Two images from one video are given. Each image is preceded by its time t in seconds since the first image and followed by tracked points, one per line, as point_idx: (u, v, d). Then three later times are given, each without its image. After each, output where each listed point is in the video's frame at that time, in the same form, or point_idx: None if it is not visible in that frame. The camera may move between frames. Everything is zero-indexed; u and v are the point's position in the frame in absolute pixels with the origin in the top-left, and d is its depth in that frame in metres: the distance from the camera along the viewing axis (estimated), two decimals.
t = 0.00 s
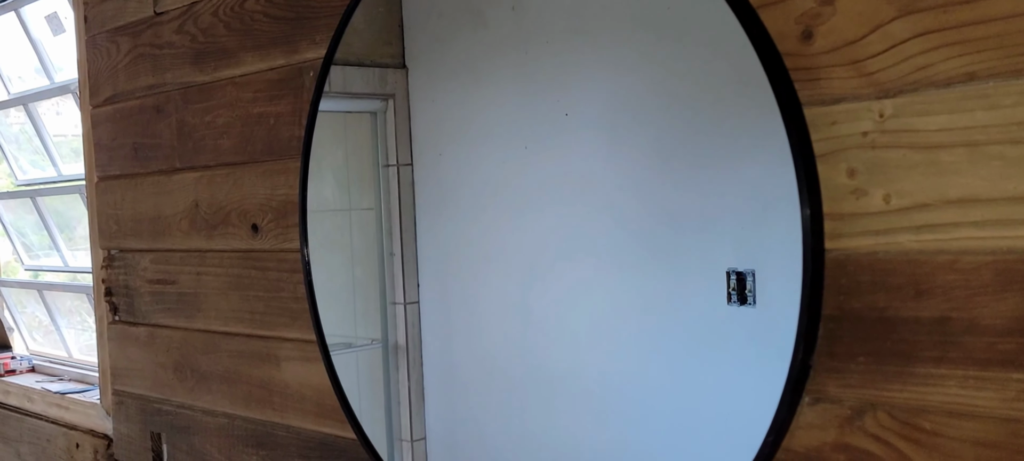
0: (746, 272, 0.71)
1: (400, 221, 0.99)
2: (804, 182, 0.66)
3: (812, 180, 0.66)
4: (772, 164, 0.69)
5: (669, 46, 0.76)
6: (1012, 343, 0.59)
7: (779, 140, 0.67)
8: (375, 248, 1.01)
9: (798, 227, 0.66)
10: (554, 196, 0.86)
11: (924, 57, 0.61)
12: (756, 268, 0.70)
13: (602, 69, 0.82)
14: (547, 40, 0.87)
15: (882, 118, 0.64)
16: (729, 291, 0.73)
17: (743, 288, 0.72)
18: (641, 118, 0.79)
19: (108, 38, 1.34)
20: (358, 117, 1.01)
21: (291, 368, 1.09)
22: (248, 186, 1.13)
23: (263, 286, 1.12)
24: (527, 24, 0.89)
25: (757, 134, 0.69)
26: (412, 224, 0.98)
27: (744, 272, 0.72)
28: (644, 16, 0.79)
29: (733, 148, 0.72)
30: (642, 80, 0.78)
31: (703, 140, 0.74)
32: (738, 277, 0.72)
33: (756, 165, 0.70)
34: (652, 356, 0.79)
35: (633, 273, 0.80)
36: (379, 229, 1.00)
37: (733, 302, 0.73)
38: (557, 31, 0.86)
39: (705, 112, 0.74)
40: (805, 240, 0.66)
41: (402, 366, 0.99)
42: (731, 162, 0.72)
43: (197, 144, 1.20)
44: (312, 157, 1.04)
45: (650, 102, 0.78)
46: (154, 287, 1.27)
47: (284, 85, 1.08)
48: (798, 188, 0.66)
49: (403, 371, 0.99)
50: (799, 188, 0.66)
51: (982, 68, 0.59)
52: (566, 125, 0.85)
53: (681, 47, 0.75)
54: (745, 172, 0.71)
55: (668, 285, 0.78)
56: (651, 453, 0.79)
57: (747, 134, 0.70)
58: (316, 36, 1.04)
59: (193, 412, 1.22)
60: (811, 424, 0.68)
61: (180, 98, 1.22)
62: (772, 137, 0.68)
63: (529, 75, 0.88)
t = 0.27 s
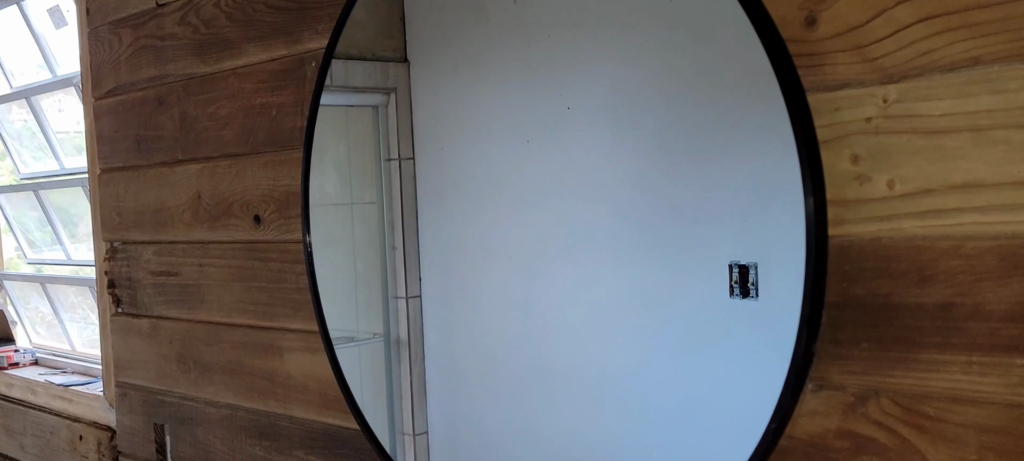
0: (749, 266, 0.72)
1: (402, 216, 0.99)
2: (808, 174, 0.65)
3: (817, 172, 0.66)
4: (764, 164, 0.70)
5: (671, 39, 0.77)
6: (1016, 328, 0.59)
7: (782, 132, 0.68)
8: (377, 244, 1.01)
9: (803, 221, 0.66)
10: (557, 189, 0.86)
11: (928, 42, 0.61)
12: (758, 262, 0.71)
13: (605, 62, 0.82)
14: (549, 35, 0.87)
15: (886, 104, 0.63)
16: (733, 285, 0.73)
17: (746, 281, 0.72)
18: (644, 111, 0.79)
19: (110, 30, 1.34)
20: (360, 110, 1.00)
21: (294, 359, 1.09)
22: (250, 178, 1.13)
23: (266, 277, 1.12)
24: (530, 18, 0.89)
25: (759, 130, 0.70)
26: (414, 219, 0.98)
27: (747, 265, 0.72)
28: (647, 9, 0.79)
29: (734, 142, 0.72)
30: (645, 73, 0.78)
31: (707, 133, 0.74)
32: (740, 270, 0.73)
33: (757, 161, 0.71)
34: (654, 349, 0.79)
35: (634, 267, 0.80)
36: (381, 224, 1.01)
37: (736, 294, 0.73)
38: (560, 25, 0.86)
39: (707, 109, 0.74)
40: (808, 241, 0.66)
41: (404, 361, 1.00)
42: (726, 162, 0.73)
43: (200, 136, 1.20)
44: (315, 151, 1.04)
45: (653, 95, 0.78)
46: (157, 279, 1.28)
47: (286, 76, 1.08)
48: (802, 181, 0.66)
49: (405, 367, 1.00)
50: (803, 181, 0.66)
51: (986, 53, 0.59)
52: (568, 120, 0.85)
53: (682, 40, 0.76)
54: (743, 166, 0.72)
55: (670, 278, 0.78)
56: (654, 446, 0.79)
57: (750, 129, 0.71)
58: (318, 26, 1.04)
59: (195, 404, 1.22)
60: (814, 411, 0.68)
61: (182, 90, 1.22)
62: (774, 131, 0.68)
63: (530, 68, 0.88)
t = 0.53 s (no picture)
0: (751, 258, 0.71)
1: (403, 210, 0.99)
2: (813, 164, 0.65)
3: (821, 163, 0.65)
4: (771, 153, 0.69)
5: (672, 31, 0.76)
6: (1019, 312, 0.59)
7: (787, 122, 0.67)
8: (378, 238, 1.02)
9: (807, 214, 0.66)
10: (557, 183, 0.86)
11: (932, 24, 0.61)
12: (760, 255, 0.70)
13: (606, 55, 0.81)
14: (550, 27, 0.87)
15: (889, 87, 0.63)
16: (733, 278, 0.73)
17: (747, 274, 0.71)
18: (644, 104, 0.78)
19: (111, 21, 1.34)
20: (362, 104, 1.01)
21: (296, 349, 1.09)
22: (252, 167, 1.13)
23: (267, 268, 1.12)
24: (529, 10, 0.89)
25: (761, 122, 0.69)
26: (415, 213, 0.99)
27: (748, 258, 0.71)
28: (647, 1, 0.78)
29: (737, 132, 0.72)
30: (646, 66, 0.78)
31: (710, 123, 0.74)
32: (741, 263, 0.72)
33: (762, 155, 0.70)
34: (654, 343, 0.79)
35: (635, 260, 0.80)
36: (382, 219, 1.01)
37: (737, 288, 0.72)
38: (560, 18, 0.86)
39: (708, 100, 0.74)
40: (811, 234, 0.65)
41: (405, 354, 1.00)
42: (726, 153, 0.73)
43: (201, 126, 1.20)
44: (315, 144, 1.04)
45: (653, 88, 0.78)
46: (159, 270, 1.28)
47: (288, 65, 1.08)
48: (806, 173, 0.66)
49: (407, 360, 1.00)
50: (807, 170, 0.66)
51: (991, 35, 0.59)
52: (568, 113, 0.85)
53: (684, 30, 0.75)
54: (749, 158, 0.71)
55: (671, 271, 0.77)
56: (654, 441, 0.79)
57: (754, 120, 0.70)
58: (319, 15, 1.04)
59: (198, 394, 1.22)
60: (817, 397, 0.68)
61: (183, 80, 1.22)
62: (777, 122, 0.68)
63: (531, 62, 0.88)
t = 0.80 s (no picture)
0: (751, 252, 0.71)
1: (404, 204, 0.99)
2: (814, 151, 0.65)
3: (823, 152, 0.65)
4: (768, 142, 0.69)
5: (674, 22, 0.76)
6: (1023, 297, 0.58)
7: (791, 112, 0.67)
8: (379, 234, 1.01)
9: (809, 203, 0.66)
10: (557, 177, 0.86)
11: (936, 9, 0.61)
12: (761, 248, 0.70)
13: (607, 47, 0.81)
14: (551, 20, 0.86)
15: (892, 72, 0.63)
16: (734, 271, 0.72)
17: (748, 267, 0.71)
18: (645, 97, 0.78)
19: (112, 13, 1.34)
20: (363, 99, 1.00)
21: (298, 340, 1.09)
22: (253, 158, 1.13)
23: (269, 259, 1.12)
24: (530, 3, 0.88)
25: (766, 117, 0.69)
26: (416, 208, 0.98)
27: (749, 251, 0.71)
28: None
29: (739, 124, 0.71)
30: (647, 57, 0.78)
31: (713, 114, 0.73)
32: (742, 256, 0.72)
33: (760, 147, 0.70)
34: (656, 339, 0.78)
35: (637, 255, 0.79)
36: (383, 213, 1.01)
37: (737, 281, 0.72)
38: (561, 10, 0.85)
39: (712, 94, 0.73)
40: (812, 212, 0.66)
41: (407, 349, 1.00)
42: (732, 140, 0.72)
43: (202, 117, 1.20)
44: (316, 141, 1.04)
45: (654, 79, 0.77)
46: (161, 262, 1.28)
47: (289, 56, 1.08)
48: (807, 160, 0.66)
49: (408, 355, 1.00)
50: (809, 157, 0.66)
51: (994, 19, 0.58)
52: (569, 106, 0.84)
53: (686, 24, 0.75)
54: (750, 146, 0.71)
55: (673, 266, 0.77)
56: (655, 437, 0.79)
57: (756, 113, 0.70)
58: (320, 5, 1.04)
59: (200, 385, 1.22)
60: (819, 384, 0.68)
61: (184, 71, 1.22)
62: (780, 112, 0.68)
63: (531, 55, 0.87)
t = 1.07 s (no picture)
0: (753, 244, 0.70)
1: (405, 197, 0.99)
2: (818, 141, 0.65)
3: (826, 141, 0.65)
4: (762, 134, 0.69)
5: (676, 14, 0.75)
6: None
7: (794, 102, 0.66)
8: (380, 227, 1.01)
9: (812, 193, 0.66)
10: (557, 171, 0.85)
11: None
12: (763, 241, 0.70)
13: (608, 41, 0.80)
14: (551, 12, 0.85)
15: (895, 58, 0.63)
16: (737, 263, 0.71)
17: (751, 260, 0.70)
18: (647, 90, 0.77)
19: (113, 4, 1.34)
20: (363, 93, 1.00)
21: (300, 330, 1.09)
22: (254, 149, 1.13)
23: (270, 250, 1.12)
24: None
25: (772, 113, 0.68)
26: (417, 201, 0.98)
27: (752, 244, 0.70)
28: None
29: (744, 114, 0.70)
30: (649, 51, 0.77)
31: (712, 105, 0.72)
32: (745, 249, 0.71)
33: (757, 140, 0.69)
34: (658, 334, 0.77)
35: (638, 249, 0.79)
36: (384, 207, 1.00)
37: (739, 273, 0.71)
38: (562, 3, 0.85)
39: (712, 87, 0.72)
40: (815, 202, 0.65)
41: (409, 342, 1.00)
42: (735, 127, 0.71)
43: (203, 108, 1.19)
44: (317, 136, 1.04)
45: (655, 72, 0.76)
46: (162, 254, 1.27)
47: (290, 46, 1.07)
48: (809, 149, 0.65)
49: (410, 348, 1.00)
50: (813, 147, 0.65)
51: (998, 2, 0.58)
52: (569, 100, 0.83)
53: (688, 14, 0.74)
54: (748, 131, 0.70)
55: (675, 260, 0.76)
56: (656, 433, 0.78)
57: (759, 105, 0.69)
58: None
59: (202, 377, 1.23)
60: (821, 370, 0.68)
61: (185, 63, 1.22)
62: (782, 103, 0.67)
63: (533, 49, 0.87)
